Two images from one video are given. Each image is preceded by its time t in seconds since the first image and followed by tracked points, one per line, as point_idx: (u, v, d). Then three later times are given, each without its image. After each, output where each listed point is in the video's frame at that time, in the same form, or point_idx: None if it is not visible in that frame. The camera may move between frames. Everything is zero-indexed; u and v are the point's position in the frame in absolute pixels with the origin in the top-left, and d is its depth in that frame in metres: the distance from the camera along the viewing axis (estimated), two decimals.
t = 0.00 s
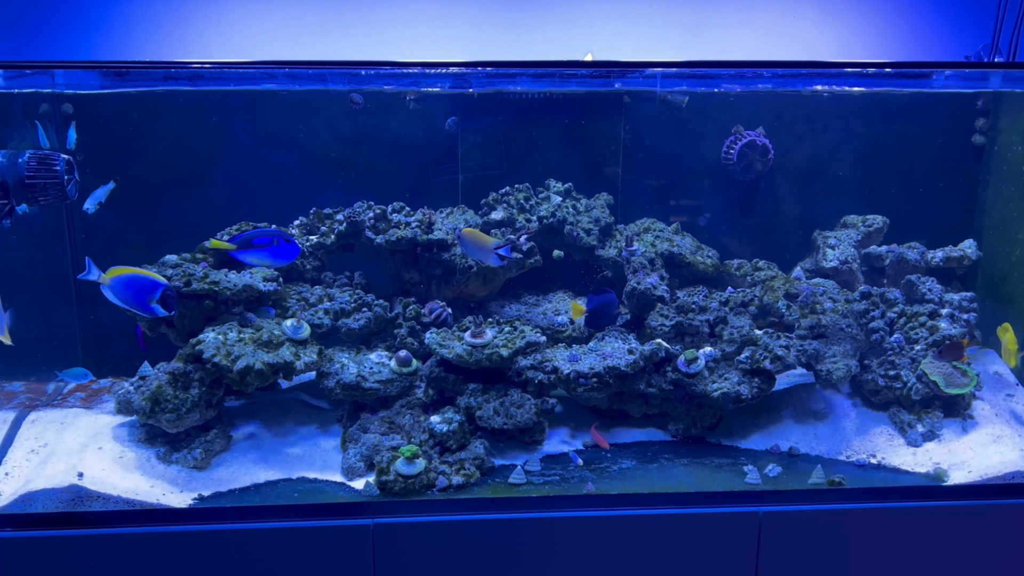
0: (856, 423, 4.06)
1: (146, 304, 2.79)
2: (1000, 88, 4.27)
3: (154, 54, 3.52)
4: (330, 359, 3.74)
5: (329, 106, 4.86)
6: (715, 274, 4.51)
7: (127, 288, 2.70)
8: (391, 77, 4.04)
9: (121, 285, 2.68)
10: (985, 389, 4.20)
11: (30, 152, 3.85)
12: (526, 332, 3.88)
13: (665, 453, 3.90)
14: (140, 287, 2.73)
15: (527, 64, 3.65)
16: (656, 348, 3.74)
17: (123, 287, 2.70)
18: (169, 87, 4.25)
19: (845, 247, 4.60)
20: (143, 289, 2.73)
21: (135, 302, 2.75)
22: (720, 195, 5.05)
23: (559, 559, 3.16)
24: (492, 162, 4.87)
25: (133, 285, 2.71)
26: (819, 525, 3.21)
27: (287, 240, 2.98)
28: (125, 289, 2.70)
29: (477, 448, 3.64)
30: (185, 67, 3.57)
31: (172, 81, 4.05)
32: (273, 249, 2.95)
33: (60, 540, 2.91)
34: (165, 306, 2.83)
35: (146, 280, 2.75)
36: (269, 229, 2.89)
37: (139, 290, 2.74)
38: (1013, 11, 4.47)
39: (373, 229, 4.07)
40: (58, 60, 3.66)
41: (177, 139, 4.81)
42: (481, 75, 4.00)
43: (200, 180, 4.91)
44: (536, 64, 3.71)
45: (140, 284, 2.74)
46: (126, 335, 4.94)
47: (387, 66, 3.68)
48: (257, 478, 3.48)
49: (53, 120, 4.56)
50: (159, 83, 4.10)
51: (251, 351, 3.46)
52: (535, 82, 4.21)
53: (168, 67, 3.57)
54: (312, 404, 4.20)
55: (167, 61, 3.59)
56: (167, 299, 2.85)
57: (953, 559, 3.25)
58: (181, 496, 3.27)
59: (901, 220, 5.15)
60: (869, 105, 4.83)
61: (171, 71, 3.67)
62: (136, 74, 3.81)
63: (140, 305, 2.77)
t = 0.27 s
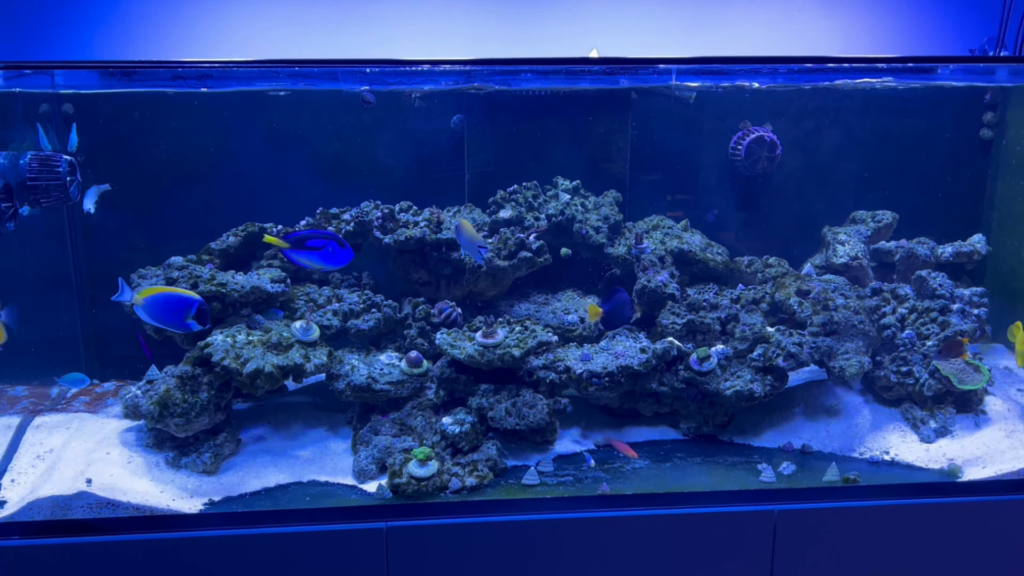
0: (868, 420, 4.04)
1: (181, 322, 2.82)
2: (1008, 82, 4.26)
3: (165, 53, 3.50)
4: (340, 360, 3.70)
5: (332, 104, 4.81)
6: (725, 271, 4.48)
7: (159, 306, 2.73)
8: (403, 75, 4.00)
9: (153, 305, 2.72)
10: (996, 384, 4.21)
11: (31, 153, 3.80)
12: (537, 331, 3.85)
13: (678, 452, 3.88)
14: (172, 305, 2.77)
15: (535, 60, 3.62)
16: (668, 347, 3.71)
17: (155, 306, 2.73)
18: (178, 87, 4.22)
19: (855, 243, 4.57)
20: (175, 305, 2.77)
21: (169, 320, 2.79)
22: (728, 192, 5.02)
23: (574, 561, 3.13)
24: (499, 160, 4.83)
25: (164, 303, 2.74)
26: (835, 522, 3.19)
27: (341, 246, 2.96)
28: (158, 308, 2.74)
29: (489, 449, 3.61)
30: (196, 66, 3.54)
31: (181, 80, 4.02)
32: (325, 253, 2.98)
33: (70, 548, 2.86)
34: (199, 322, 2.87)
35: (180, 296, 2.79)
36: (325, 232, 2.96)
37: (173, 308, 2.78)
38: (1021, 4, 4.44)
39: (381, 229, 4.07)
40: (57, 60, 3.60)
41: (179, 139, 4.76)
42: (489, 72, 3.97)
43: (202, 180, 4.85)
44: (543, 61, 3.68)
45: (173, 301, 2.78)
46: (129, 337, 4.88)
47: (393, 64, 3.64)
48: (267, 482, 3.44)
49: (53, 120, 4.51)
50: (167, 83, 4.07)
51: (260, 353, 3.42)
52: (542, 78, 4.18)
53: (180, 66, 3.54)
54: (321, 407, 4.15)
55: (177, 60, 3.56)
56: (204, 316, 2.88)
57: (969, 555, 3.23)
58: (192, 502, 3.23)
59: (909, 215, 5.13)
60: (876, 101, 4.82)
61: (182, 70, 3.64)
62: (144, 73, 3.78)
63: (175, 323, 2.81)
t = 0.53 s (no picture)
0: (874, 411, 4.04)
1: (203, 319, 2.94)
2: (1012, 70, 4.23)
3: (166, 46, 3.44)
4: (344, 356, 3.66)
5: (332, 98, 4.76)
6: (729, 263, 4.45)
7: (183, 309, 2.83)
8: (409, 67, 3.95)
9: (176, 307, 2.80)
10: (1002, 374, 4.22)
11: (27, 149, 3.74)
12: (543, 326, 3.84)
13: (684, 445, 3.87)
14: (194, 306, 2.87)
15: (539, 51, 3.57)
16: (674, 340, 3.70)
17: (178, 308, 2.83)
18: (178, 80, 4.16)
19: (860, 233, 4.53)
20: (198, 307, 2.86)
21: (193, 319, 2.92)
22: (731, 183, 4.98)
23: (583, 555, 3.12)
24: (502, 154, 4.79)
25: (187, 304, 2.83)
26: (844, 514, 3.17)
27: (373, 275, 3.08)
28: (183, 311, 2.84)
29: (496, 444, 3.58)
30: (197, 59, 3.49)
31: (181, 73, 3.93)
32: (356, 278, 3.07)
33: (74, 548, 2.83)
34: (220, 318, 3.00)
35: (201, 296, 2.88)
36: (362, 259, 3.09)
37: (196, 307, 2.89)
38: None
39: (384, 224, 4.02)
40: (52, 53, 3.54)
41: (176, 134, 4.69)
42: (492, 64, 3.93)
43: (200, 175, 4.78)
44: (546, 52, 3.63)
45: (196, 301, 2.87)
46: (128, 335, 4.82)
47: (394, 55, 3.59)
48: (272, 480, 3.40)
49: (48, 115, 4.45)
50: (168, 76, 4.01)
51: (264, 350, 3.39)
52: (543, 70, 4.14)
53: (181, 58, 3.49)
54: (324, 403, 4.10)
55: (179, 52, 3.51)
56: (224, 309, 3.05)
57: (978, 545, 3.23)
58: (196, 501, 3.20)
59: (913, 206, 5.12)
60: (880, 90, 4.79)
61: (183, 63, 3.59)
62: (143, 66, 3.69)
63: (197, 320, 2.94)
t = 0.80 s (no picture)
0: (877, 406, 4.02)
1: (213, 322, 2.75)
2: (1015, 62, 4.19)
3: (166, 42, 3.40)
4: (343, 355, 3.60)
5: (328, 93, 4.70)
6: (731, 258, 4.41)
7: (196, 310, 2.64)
8: (405, 62, 3.91)
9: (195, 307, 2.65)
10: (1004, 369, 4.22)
11: (19, 147, 3.68)
12: (543, 323, 3.78)
13: (687, 442, 3.85)
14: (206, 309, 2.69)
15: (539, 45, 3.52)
16: (676, 336, 3.67)
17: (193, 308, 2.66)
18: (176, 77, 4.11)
19: (862, 227, 4.50)
20: (210, 312, 2.64)
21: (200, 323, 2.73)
22: (731, 178, 4.95)
23: (586, 554, 3.09)
24: (500, 150, 4.75)
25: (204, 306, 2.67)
26: (849, 510, 3.16)
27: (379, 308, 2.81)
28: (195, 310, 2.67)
29: (497, 442, 3.55)
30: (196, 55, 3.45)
31: (177, 70, 3.84)
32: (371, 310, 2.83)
33: (72, 552, 2.79)
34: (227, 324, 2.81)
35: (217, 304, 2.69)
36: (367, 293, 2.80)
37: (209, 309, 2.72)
38: None
39: (382, 220, 3.96)
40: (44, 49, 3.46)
41: (171, 130, 4.63)
42: (490, 58, 3.88)
43: (196, 172, 4.73)
44: (546, 46, 3.58)
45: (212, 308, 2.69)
46: (124, 335, 4.77)
47: (392, 50, 3.53)
48: (271, 481, 3.37)
49: (40, 112, 4.36)
50: (162, 73, 3.93)
51: (262, 350, 3.38)
52: (542, 64, 4.09)
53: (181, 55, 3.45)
54: (322, 402, 4.05)
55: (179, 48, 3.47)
56: (241, 318, 2.88)
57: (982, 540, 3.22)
58: (194, 503, 3.17)
59: (915, 199, 5.08)
60: (881, 82, 4.76)
61: (182, 59, 3.55)
62: (138, 63, 3.61)
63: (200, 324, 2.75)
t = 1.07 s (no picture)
0: (876, 405, 3.96)
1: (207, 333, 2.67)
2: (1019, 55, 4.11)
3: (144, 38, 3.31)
4: (333, 355, 3.54)
5: (319, 89, 4.63)
6: (728, 255, 4.34)
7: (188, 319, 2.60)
8: (394, 58, 3.83)
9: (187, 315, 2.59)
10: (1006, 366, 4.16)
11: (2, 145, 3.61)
12: (537, 322, 3.72)
13: (683, 442, 3.79)
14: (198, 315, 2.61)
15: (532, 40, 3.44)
16: (672, 335, 3.61)
17: (182, 314, 2.57)
18: (160, 74, 4.03)
19: (861, 223, 4.40)
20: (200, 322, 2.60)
21: (193, 334, 2.67)
22: (729, 172, 4.87)
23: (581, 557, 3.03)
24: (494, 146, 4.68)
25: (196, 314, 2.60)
26: (848, 511, 3.10)
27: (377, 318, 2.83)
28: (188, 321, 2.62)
29: (490, 444, 3.50)
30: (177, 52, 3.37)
31: (159, 66, 3.77)
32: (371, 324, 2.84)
33: (55, 558, 2.74)
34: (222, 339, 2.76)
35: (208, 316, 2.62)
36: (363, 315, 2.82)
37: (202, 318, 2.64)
38: None
39: (373, 218, 3.90)
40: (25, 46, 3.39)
41: (160, 127, 4.56)
42: (481, 53, 3.80)
43: (185, 169, 4.67)
44: (539, 40, 3.50)
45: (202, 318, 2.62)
46: (114, 335, 4.71)
47: (382, 45, 3.46)
48: (260, 484, 3.32)
49: (25, 109, 4.28)
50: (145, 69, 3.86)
51: (251, 351, 3.31)
52: (535, 59, 4.02)
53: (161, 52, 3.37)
54: (313, 403, 3.98)
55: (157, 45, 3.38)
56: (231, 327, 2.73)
57: (983, 542, 3.16)
58: (182, 507, 3.11)
59: (916, 193, 5.01)
60: (881, 76, 4.67)
61: (162, 56, 3.46)
62: (120, 59, 3.53)
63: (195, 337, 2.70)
